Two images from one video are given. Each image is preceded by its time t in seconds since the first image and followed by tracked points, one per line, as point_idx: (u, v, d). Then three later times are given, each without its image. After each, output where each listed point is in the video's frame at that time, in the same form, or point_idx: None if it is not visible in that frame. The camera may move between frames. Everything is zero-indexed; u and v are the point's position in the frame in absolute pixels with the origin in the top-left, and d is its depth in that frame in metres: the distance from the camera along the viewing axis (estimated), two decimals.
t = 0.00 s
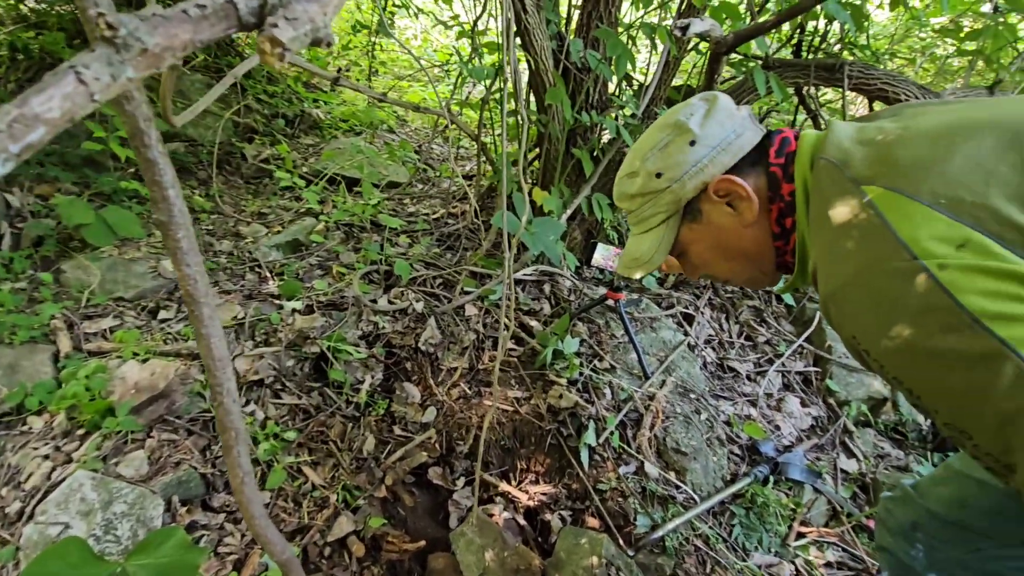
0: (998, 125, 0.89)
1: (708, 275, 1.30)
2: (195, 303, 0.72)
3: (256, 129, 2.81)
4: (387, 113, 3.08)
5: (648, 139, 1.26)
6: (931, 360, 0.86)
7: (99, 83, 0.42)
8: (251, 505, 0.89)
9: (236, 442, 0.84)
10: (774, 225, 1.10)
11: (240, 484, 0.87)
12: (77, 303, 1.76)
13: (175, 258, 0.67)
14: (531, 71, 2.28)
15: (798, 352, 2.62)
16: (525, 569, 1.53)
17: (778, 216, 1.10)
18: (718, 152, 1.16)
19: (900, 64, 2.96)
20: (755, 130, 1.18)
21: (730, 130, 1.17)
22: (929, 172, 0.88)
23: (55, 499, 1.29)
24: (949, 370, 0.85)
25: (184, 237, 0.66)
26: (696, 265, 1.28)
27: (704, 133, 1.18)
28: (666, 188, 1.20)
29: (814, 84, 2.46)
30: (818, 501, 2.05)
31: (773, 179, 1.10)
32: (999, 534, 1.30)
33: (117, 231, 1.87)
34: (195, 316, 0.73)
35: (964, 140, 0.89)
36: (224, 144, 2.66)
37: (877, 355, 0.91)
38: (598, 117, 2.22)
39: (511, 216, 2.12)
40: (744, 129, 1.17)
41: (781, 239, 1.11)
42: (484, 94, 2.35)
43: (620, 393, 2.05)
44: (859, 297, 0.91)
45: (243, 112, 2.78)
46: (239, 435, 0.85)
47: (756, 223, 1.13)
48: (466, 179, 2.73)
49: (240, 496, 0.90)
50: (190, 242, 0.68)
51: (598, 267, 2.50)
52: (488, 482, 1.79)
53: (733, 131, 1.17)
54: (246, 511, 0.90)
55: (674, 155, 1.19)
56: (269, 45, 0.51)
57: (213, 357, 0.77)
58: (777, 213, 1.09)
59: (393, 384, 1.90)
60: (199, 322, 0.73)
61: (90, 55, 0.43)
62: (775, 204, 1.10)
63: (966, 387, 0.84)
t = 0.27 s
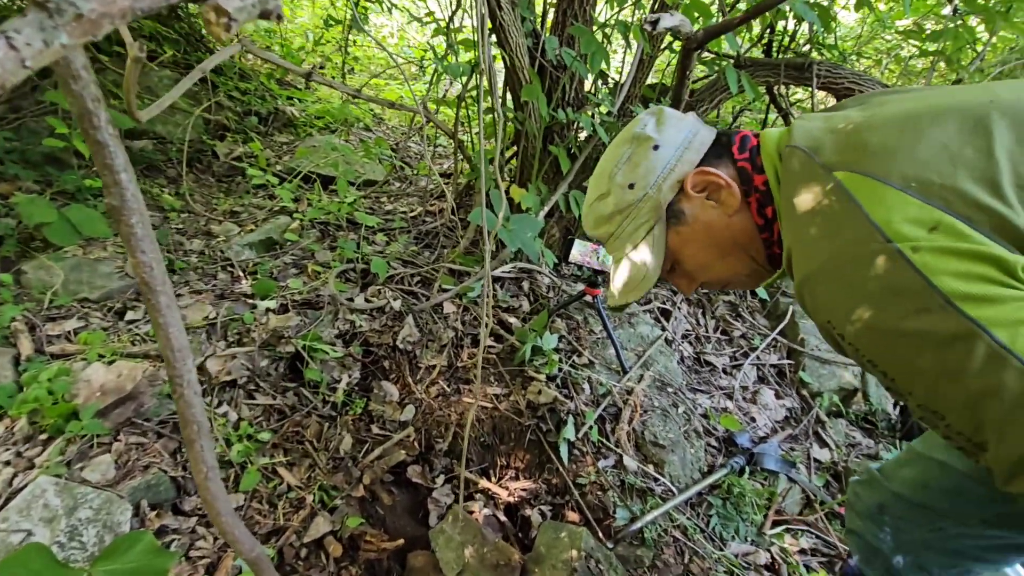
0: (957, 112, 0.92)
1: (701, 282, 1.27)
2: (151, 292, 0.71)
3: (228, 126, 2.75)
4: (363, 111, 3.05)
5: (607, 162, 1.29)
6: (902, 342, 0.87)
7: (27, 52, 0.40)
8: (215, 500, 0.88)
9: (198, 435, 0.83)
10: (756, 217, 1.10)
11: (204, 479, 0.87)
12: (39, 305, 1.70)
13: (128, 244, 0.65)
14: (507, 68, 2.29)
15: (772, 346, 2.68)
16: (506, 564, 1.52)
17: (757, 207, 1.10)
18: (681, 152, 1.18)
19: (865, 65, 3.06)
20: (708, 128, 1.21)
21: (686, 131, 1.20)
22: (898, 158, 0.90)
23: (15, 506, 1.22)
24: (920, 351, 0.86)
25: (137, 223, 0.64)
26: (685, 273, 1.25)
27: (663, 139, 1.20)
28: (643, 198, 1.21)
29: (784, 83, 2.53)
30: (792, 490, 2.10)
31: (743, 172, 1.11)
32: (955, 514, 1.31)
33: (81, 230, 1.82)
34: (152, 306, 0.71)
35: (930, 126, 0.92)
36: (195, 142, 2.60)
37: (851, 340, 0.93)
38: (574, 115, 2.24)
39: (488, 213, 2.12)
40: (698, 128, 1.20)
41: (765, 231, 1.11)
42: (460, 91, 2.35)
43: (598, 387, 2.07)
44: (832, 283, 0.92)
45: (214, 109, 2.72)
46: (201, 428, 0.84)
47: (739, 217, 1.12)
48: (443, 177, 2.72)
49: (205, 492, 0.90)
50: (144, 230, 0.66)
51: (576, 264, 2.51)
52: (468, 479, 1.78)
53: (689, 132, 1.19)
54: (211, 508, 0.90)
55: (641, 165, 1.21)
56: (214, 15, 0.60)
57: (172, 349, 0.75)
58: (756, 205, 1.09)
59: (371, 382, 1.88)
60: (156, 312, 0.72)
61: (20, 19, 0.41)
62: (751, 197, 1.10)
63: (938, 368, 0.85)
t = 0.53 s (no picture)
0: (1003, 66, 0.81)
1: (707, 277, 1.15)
2: (139, 275, 0.76)
3: (208, 124, 2.71)
4: (347, 108, 3.03)
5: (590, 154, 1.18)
6: (975, 327, 0.74)
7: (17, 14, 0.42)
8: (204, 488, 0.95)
9: (187, 424, 0.89)
10: (765, 201, 0.99)
11: (193, 468, 0.93)
12: (14, 305, 1.66)
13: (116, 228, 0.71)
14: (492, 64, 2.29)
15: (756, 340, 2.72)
16: (497, 557, 1.52)
17: (765, 191, 0.98)
18: (679, 135, 1.07)
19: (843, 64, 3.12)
20: (702, 109, 1.11)
21: (679, 113, 1.09)
22: (946, 114, 0.78)
23: None
24: (989, 336, 0.73)
25: (123, 204, 0.71)
26: (686, 270, 1.14)
27: (656, 121, 1.09)
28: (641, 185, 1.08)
29: (764, 81, 2.57)
30: (777, 480, 2.14)
31: (748, 153, 1.01)
32: (931, 497, 1.21)
33: (57, 228, 1.78)
34: (139, 290, 0.77)
35: (974, 81, 0.80)
36: (175, 139, 2.56)
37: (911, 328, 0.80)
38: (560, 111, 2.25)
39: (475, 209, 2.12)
40: (691, 109, 1.10)
41: (776, 217, 0.99)
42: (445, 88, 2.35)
43: (587, 382, 2.08)
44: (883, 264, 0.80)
45: (194, 106, 2.68)
46: (190, 418, 0.89)
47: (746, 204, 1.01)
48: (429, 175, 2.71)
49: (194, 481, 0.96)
50: (130, 211, 0.72)
51: (563, 261, 2.52)
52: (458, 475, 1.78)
53: (683, 113, 1.09)
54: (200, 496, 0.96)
55: (633, 152, 1.09)
56: None
57: (159, 333, 0.81)
58: (763, 188, 0.98)
59: (359, 380, 1.86)
60: (144, 295, 0.77)
61: None
62: (758, 180, 0.99)
63: (989, 352, 0.74)
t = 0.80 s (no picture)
0: None
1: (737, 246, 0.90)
2: (153, 270, 0.79)
3: (198, 123, 2.68)
4: (338, 107, 3.01)
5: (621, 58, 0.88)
6: None
7: None
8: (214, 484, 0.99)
9: (200, 421, 0.94)
10: (850, 148, 0.75)
11: (205, 466, 0.97)
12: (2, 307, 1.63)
13: (130, 221, 0.74)
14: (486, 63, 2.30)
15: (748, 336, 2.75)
16: (498, 554, 1.53)
17: (852, 135, 0.75)
18: (754, 47, 0.79)
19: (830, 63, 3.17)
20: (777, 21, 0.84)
21: (756, 20, 0.81)
22: None
23: None
24: None
25: (138, 199, 0.73)
26: (722, 231, 0.88)
27: (729, 23, 0.80)
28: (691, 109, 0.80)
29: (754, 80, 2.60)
30: (771, 474, 2.17)
31: (835, 80, 0.75)
32: (930, 505, 1.21)
33: (45, 229, 1.75)
34: (153, 284, 0.79)
35: None
36: (164, 139, 2.52)
37: None
38: (553, 110, 2.26)
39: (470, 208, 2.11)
40: (768, 20, 0.82)
41: (858, 170, 0.77)
42: (438, 87, 2.34)
43: (583, 379, 2.09)
44: None
45: (183, 105, 2.64)
46: (201, 415, 0.94)
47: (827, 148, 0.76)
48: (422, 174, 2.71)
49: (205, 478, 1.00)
50: (143, 206, 0.75)
51: (557, 259, 2.53)
52: (456, 473, 1.78)
53: (759, 21, 0.81)
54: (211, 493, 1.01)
55: (691, 58, 0.80)
56: None
57: (173, 329, 0.84)
58: (852, 130, 0.75)
59: (355, 379, 1.86)
60: (158, 290, 0.80)
61: None
62: (847, 117, 0.75)
63: None
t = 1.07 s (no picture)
0: None
1: (816, 197, 0.76)
2: (173, 270, 0.77)
3: (194, 123, 2.66)
4: (335, 106, 3.00)
5: None
6: None
7: None
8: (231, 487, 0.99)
9: (218, 421, 0.94)
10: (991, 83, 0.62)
11: (223, 467, 0.97)
12: None
13: (152, 221, 0.72)
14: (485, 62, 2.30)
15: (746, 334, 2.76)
16: (503, 554, 1.52)
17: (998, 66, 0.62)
18: None
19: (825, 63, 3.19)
20: None
21: None
22: None
23: None
24: None
25: (160, 197, 0.71)
26: (804, 176, 0.74)
27: None
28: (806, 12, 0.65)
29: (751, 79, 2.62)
30: (771, 471, 2.18)
31: None
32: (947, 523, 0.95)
33: (43, 230, 1.73)
34: (174, 284, 0.78)
35: None
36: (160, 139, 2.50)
37: None
38: (553, 109, 2.26)
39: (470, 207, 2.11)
40: None
41: (992, 113, 0.64)
42: (437, 86, 2.34)
43: (584, 378, 2.10)
44: None
45: (179, 105, 2.62)
46: (219, 415, 0.94)
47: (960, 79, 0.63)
48: (421, 174, 2.70)
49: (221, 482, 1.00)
50: (165, 205, 0.72)
51: (557, 259, 2.53)
52: (460, 473, 1.78)
53: None
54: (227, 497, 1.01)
55: None
56: None
57: (193, 329, 0.84)
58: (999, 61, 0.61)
59: (357, 380, 1.85)
60: (179, 290, 0.79)
61: None
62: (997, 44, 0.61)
63: None
